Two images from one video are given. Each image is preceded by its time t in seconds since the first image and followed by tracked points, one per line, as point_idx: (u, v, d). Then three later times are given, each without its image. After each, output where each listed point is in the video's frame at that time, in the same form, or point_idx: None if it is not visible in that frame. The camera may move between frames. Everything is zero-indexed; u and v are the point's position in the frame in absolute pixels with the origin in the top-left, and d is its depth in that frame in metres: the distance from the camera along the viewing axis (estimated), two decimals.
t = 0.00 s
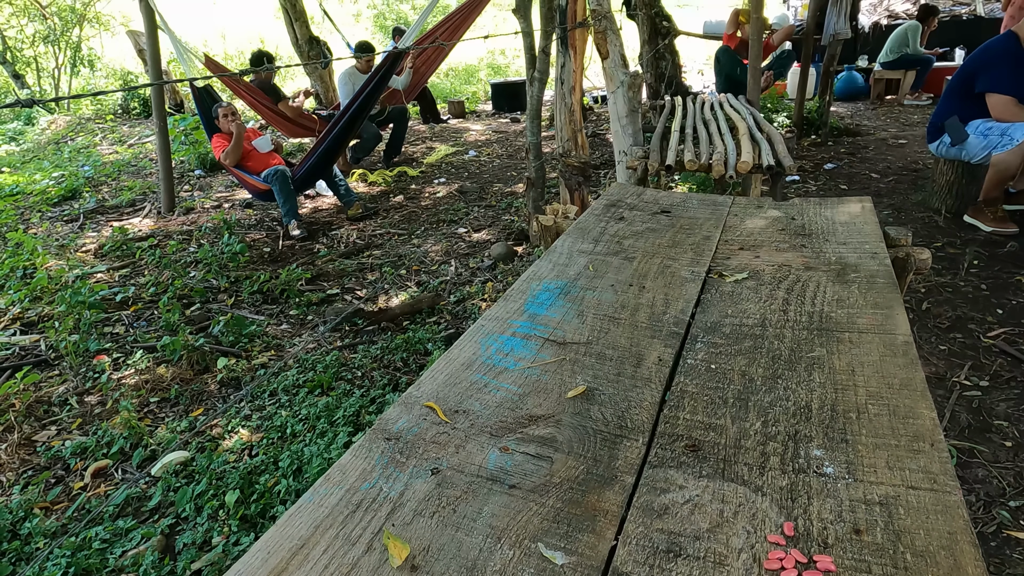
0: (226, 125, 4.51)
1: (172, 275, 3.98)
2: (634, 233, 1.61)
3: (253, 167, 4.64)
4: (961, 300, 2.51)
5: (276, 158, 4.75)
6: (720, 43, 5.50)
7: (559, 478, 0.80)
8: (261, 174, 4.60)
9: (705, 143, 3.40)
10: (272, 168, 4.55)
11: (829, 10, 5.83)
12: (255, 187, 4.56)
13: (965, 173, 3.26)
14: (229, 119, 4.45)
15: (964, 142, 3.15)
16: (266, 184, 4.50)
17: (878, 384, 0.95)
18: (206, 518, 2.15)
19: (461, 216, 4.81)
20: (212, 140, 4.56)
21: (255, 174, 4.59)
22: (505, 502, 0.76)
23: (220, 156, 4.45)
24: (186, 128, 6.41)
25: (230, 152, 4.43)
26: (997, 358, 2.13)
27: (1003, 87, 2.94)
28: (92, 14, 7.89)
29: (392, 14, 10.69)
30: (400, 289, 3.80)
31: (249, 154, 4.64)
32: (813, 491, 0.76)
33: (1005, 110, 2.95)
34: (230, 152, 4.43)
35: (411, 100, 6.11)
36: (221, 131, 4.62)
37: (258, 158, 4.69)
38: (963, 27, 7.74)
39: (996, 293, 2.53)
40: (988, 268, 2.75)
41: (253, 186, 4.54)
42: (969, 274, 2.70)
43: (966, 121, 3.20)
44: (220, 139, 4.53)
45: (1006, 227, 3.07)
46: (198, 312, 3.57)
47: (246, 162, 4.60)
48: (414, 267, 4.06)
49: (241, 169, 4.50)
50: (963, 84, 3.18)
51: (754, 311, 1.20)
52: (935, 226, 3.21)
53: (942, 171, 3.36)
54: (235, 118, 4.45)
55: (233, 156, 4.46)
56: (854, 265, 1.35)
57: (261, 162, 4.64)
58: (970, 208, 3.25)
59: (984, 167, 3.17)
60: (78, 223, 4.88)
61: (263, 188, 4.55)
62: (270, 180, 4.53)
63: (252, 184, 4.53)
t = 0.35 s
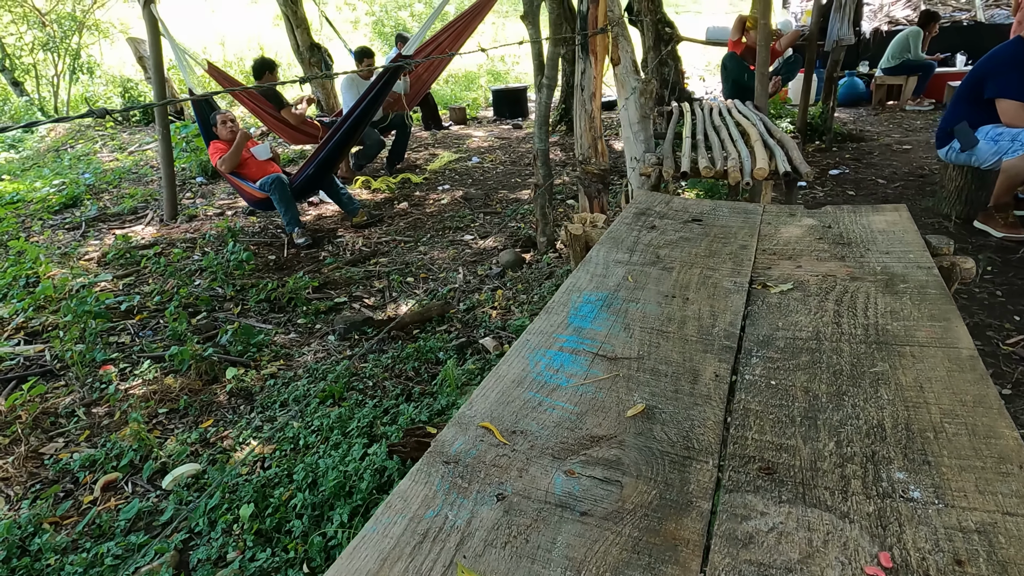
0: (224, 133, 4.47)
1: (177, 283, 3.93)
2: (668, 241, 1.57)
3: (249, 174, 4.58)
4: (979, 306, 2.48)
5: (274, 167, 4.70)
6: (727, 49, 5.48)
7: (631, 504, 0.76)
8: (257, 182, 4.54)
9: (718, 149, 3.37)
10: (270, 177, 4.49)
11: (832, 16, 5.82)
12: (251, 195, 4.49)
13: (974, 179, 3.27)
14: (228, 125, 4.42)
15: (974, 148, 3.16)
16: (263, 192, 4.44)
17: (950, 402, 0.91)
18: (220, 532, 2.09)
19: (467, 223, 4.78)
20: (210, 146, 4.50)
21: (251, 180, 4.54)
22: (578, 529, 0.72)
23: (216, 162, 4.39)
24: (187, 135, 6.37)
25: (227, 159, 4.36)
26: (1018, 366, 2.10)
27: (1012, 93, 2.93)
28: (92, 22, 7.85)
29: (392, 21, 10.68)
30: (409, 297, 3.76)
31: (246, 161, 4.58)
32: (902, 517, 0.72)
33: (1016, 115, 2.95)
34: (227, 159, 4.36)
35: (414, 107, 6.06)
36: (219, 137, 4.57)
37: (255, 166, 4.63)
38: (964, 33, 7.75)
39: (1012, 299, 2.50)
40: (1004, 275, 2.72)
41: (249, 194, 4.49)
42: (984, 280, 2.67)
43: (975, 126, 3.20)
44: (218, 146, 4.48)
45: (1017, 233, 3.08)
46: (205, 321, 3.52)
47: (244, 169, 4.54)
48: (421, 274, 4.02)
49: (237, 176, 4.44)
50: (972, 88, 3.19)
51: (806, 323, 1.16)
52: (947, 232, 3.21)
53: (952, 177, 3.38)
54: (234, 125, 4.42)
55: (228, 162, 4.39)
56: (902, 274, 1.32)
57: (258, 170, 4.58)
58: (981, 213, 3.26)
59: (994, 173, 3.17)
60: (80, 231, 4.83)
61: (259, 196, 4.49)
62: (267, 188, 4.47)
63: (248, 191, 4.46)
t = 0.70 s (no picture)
0: (223, 141, 4.38)
1: (180, 291, 3.85)
2: (707, 253, 1.53)
3: (246, 183, 4.50)
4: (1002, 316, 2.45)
5: (271, 176, 4.62)
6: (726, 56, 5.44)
7: (722, 539, 0.72)
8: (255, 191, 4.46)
9: (731, 156, 3.34)
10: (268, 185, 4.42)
11: (833, 24, 5.82)
12: (248, 204, 4.42)
13: (981, 185, 3.33)
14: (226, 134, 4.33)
15: (982, 154, 3.21)
16: (261, 201, 4.37)
17: None
18: (234, 550, 2.02)
19: (471, 230, 4.73)
20: (207, 153, 4.42)
21: (247, 189, 4.46)
22: (670, 568, 0.68)
23: (213, 170, 4.31)
24: (186, 141, 6.30)
25: (225, 166, 4.28)
26: None
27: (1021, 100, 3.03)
28: (87, 28, 7.76)
29: (388, 28, 10.66)
30: (416, 306, 3.71)
31: (244, 169, 4.50)
32: (1013, 552, 0.68)
33: None
34: (225, 166, 4.29)
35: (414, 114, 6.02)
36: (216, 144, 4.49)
37: (252, 174, 4.56)
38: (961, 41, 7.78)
39: None
40: None
41: (245, 202, 4.41)
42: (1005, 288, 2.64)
43: (982, 133, 3.28)
44: (216, 153, 4.39)
45: None
46: (210, 331, 3.44)
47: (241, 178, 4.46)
48: (428, 283, 3.97)
49: (234, 184, 4.36)
50: (977, 97, 3.27)
51: (866, 339, 1.12)
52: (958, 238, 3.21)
53: (959, 183, 3.44)
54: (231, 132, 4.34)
55: (225, 171, 4.31)
56: (956, 288, 1.28)
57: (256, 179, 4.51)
58: (988, 220, 3.32)
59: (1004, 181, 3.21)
60: (79, 239, 4.75)
61: (257, 205, 4.41)
62: (266, 198, 4.40)
63: (246, 200, 4.38)
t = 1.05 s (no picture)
0: (222, 146, 4.31)
1: (176, 299, 3.78)
2: (728, 257, 1.50)
3: (246, 189, 4.44)
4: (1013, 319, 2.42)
5: (271, 181, 4.57)
6: (722, 62, 5.41)
7: (781, 558, 0.67)
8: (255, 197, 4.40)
9: (736, 161, 3.31)
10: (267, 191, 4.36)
11: (829, 30, 5.82)
12: (247, 210, 4.35)
13: (982, 189, 3.31)
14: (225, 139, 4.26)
15: (982, 159, 3.18)
16: (261, 207, 4.31)
17: None
18: (235, 564, 1.95)
19: (471, 237, 4.69)
20: (205, 160, 4.35)
21: (247, 195, 4.39)
22: None
23: (212, 177, 4.24)
24: (180, 148, 6.24)
25: (224, 174, 4.22)
26: None
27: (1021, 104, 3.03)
28: (80, 36, 7.70)
29: (381, 35, 10.64)
30: (416, 313, 3.65)
31: (243, 176, 4.44)
32: None
33: None
34: (223, 174, 4.22)
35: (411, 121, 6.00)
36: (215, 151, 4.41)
37: (252, 181, 4.50)
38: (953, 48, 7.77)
39: None
40: None
41: (244, 208, 4.34)
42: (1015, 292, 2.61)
43: (983, 138, 3.26)
44: (214, 160, 4.32)
45: None
46: (207, 339, 3.37)
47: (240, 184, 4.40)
48: (428, 290, 3.92)
49: (233, 192, 4.29)
50: (978, 102, 3.26)
51: (904, 344, 1.08)
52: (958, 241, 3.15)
53: (961, 187, 3.46)
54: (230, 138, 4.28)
55: (224, 178, 4.23)
56: (989, 291, 1.25)
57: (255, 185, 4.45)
58: (989, 223, 3.24)
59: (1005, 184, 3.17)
60: (72, 247, 4.68)
61: (257, 211, 4.35)
62: (266, 204, 4.34)
63: (245, 206, 4.32)
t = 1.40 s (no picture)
0: (223, 153, 4.28)
1: (168, 306, 3.74)
2: (727, 263, 1.49)
3: (245, 195, 4.43)
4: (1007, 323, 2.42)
5: (270, 186, 4.55)
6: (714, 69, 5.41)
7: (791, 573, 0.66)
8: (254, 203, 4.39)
9: (731, 167, 3.31)
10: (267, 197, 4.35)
11: (821, 37, 5.85)
12: (248, 216, 4.34)
13: (974, 196, 3.26)
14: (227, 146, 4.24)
15: (975, 165, 3.18)
16: (261, 214, 4.30)
17: None
18: None
19: (465, 243, 4.68)
20: (205, 167, 4.32)
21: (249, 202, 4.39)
22: None
23: (212, 185, 4.21)
24: (172, 155, 6.21)
25: (223, 182, 4.20)
26: None
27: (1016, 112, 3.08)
28: (71, 42, 7.66)
29: (374, 42, 10.63)
30: (411, 320, 3.64)
31: (242, 182, 4.42)
32: None
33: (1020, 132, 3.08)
34: (224, 182, 4.19)
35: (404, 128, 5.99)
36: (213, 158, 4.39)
37: (251, 187, 4.48)
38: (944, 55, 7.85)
39: None
40: None
41: (246, 215, 4.34)
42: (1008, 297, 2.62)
43: (973, 143, 3.29)
44: (213, 167, 4.30)
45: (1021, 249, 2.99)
46: (199, 347, 3.34)
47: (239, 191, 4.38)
48: (422, 296, 3.90)
49: (233, 199, 4.28)
50: (969, 107, 3.29)
51: (907, 351, 1.08)
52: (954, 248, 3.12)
53: (950, 194, 3.39)
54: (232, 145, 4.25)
55: (224, 186, 4.21)
56: (989, 297, 1.24)
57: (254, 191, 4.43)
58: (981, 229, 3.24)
59: (995, 191, 3.19)
60: (62, 254, 4.64)
61: (257, 217, 4.34)
62: (265, 209, 4.34)
63: (245, 213, 4.31)
